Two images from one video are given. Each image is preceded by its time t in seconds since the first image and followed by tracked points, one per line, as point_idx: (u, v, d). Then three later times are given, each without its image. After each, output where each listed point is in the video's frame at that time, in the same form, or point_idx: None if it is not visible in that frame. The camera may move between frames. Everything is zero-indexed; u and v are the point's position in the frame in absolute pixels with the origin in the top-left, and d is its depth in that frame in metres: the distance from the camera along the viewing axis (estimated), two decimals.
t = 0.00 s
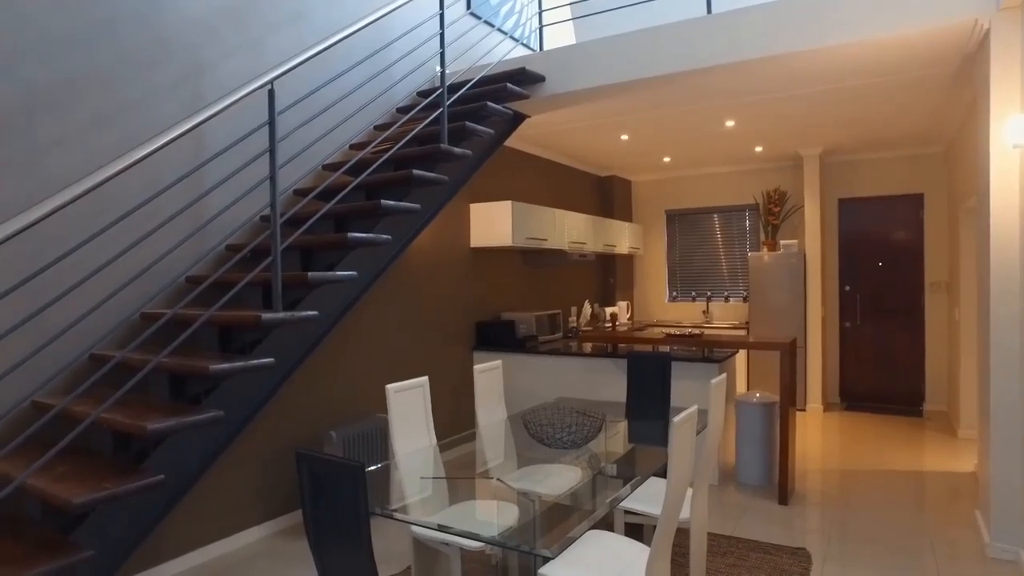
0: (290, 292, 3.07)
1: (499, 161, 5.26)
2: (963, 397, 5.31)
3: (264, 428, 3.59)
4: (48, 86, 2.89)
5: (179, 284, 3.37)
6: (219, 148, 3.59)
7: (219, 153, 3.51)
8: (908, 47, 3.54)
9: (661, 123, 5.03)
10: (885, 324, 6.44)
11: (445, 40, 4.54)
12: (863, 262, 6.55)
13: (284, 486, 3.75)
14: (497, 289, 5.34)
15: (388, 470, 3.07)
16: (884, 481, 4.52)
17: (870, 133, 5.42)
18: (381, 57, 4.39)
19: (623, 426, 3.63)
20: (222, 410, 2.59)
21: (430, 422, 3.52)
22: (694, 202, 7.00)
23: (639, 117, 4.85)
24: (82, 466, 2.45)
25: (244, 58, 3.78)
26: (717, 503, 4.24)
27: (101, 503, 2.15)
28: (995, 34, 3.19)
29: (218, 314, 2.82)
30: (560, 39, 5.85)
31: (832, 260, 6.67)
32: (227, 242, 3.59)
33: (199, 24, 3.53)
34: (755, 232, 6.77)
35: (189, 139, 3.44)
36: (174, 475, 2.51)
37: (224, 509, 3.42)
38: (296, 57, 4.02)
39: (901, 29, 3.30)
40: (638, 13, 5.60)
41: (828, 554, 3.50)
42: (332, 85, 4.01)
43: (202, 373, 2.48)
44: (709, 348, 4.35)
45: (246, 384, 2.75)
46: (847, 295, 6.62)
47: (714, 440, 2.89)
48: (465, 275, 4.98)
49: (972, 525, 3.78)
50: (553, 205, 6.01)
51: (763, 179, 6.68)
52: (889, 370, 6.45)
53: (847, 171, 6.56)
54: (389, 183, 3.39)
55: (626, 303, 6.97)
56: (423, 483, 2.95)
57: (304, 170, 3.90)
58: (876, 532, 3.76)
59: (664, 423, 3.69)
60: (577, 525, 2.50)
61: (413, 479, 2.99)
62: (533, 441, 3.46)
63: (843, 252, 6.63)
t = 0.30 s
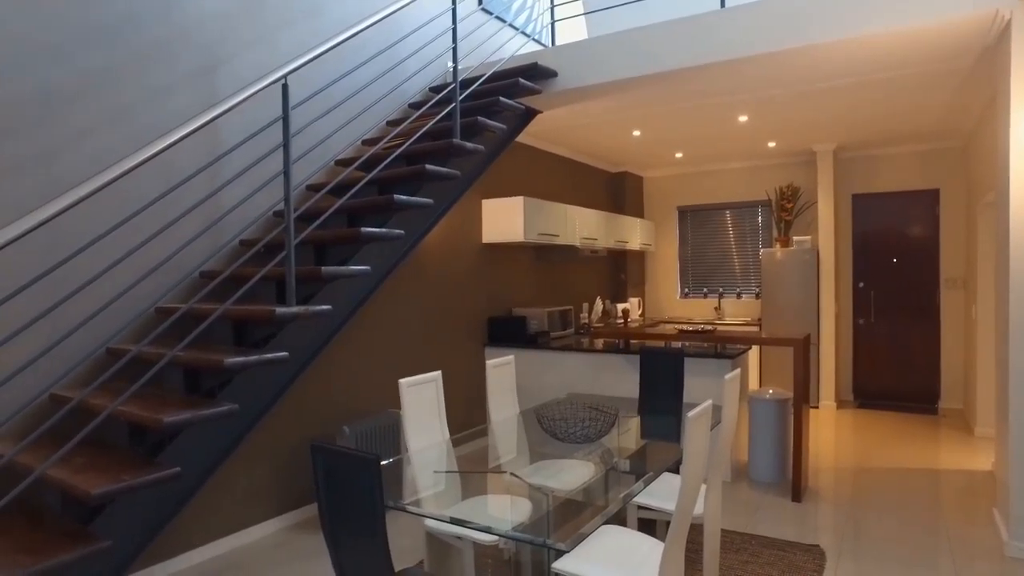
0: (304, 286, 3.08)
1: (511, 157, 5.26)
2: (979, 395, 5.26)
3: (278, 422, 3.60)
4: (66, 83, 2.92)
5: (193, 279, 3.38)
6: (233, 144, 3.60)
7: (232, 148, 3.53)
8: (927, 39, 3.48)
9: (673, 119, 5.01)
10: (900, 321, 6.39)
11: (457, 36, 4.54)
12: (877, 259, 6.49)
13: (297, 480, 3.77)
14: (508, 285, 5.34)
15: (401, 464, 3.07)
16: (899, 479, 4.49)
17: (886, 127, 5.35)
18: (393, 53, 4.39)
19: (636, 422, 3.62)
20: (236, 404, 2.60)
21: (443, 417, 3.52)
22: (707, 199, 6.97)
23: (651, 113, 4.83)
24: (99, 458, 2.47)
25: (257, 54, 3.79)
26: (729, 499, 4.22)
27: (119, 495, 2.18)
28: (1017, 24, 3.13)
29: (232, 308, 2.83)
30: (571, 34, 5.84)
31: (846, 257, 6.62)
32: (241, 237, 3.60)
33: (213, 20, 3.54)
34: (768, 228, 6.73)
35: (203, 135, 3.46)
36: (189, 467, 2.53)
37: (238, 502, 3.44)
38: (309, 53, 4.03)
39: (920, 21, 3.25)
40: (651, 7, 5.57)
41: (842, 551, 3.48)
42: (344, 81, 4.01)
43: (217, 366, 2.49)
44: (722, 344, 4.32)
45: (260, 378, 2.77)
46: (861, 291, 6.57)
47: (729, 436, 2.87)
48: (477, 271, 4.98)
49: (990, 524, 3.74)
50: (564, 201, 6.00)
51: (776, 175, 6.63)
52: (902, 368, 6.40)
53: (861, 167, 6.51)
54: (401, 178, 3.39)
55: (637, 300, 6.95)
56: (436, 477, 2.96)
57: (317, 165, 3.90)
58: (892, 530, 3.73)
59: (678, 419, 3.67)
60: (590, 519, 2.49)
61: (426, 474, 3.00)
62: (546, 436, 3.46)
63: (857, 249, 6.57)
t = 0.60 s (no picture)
0: (318, 281, 3.09)
1: (523, 153, 5.26)
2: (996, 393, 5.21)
3: (292, 417, 3.63)
4: (82, 82, 2.95)
5: (208, 274, 3.41)
6: (247, 140, 3.62)
7: (246, 145, 3.54)
8: (946, 32, 3.44)
9: (686, 114, 4.98)
10: (915, 318, 6.34)
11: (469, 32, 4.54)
12: (892, 255, 6.44)
13: (312, 474, 3.80)
14: (521, 281, 5.34)
15: (415, 459, 3.09)
16: (914, 477, 4.45)
17: (902, 122, 5.30)
18: (405, 49, 4.39)
19: (649, 417, 3.62)
20: (251, 398, 2.62)
21: (457, 411, 3.54)
22: (719, 195, 6.94)
23: (664, 108, 4.81)
24: (118, 451, 2.51)
25: (271, 52, 3.80)
26: (742, 496, 4.21)
27: (138, 487, 2.21)
28: None
29: (248, 303, 2.85)
30: (583, 30, 5.82)
31: (860, 253, 6.57)
32: (255, 233, 3.62)
33: (227, 17, 3.56)
34: (781, 224, 6.69)
35: (217, 132, 3.48)
36: (205, 460, 2.55)
37: (253, 496, 3.47)
38: (322, 49, 4.04)
39: (939, 14, 3.20)
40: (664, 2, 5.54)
41: (857, 548, 3.46)
42: (357, 77, 4.02)
43: (233, 360, 2.52)
44: (736, 340, 4.30)
45: (275, 372, 2.79)
46: (875, 288, 6.52)
47: (743, 431, 2.86)
48: (489, 267, 4.99)
49: (1008, 523, 3.70)
50: (576, 197, 5.99)
51: (789, 171, 6.59)
52: (918, 365, 6.35)
53: (875, 162, 6.45)
54: (414, 173, 3.40)
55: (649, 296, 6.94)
56: (450, 472, 2.98)
57: (330, 162, 3.91)
58: (908, 528, 3.70)
59: (691, 415, 3.66)
60: (604, 514, 2.49)
61: (440, 468, 3.01)
62: (559, 431, 3.46)
63: (871, 245, 6.52)
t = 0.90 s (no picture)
0: (333, 277, 3.11)
1: (537, 150, 5.26)
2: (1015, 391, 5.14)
3: (308, 411, 3.66)
4: (102, 78, 2.98)
5: (225, 269, 3.45)
6: (263, 137, 3.65)
7: (262, 141, 3.57)
8: (966, 24, 3.39)
9: (701, 110, 4.96)
10: (932, 315, 6.28)
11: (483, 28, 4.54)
12: (909, 252, 6.38)
13: (326, 469, 3.83)
14: (534, 278, 5.35)
15: (430, 453, 3.11)
16: (932, 476, 4.41)
17: (920, 116, 5.24)
18: (419, 45, 4.40)
19: (663, 414, 3.61)
20: (268, 392, 2.65)
21: (471, 407, 3.55)
22: (734, 191, 6.90)
23: (678, 104, 4.79)
24: (138, 443, 2.54)
25: (286, 49, 3.82)
26: (757, 493, 4.20)
27: (157, 479, 2.24)
28: None
29: (264, 297, 2.87)
30: (597, 26, 5.81)
31: (876, 250, 6.52)
32: (271, 229, 3.65)
33: (243, 14, 3.58)
34: (796, 220, 6.64)
35: (234, 129, 3.50)
36: (222, 452, 2.58)
37: (270, 490, 3.51)
38: (336, 46, 4.06)
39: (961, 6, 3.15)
40: None
41: (874, 546, 3.43)
42: (371, 74, 4.03)
43: (250, 354, 2.54)
44: (750, 336, 4.28)
45: (291, 366, 2.81)
46: (892, 285, 6.47)
47: (758, 427, 2.85)
48: (503, 263, 4.99)
49: None
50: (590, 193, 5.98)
51: (805, 167, 6.54)
52: (935, 363, 6.29)
53: (892, 158, 6.40)
54: (429, 169, 3.41)
55: (663, 293, 6.92)
56: (465, 466, 2.99)
57: (345, 158, 3.93)
58: (926, 526, 3.67)
59: (705, 411, 3.65)
60: (618, 510, 2.48)
61: (456, 462, 3.03)
62: (573, 426, 3.47)
63: (887, 241, 6.47)
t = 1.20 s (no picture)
0: (350, 272, 3.14)
1: (551, 145, 5.25)
2: None
3: (325, 405, 3.70)
4: (121, 76, 3.02)
5: (243, 265, 3.48)
6: (279, 134, 3.68)
7: (279, 138, 3.60)
8: (986, 17, 3.35)
9: (717, 105, 4.93)
10: (952, 312, 6.21)
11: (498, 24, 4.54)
12: (928, 248, 6.31)
13: (343, 462, 3.86)
14: (549, 274, 5.35)
15: (446, 447, 3.13)
16: (951, 474, 4.37)
17: (939, 110, 5.17)
18: (434, 41, 4.41)
19: (678, 409, 3.60)
20: (286, 386, 2.68)
21: (486, 401, 3.56)
22: (750, 186, 6.86)
23: (694, 99, 4.76)
24: (159, 436, 2.58)
25: (303, 45, 3.85)
26: (772, 489, 4.18)
27: (178, 470, 2.28)
28: None
29: (282, 292, 2.90)
30: (612, 20, 5.78)
31: (895, 246, 6.45)
32: (288, 224, 3.68)
33: (260, 12, 3.61)
34: (813, 216, 6.58)
35: (251, 126, 3.53)
36: (242, 445, 2.62)
37: (287, 482, 3.55)
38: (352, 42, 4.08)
39: None
40: None
41: (891, 544, 3.41)
42: (387, 70, 4.05)
43: (268, 348, 2.57)
44: (766, 332, 4.26)
45: (309, 360, 2.84)
46: (911, 281, 6.40)
47: (774, 423, 2.84)
48: (517, 259, 5.00)
49: None
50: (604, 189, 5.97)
51: (822, 161, 6.48)
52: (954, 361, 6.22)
53: (911, 152, 6.32)
54: (444, 165, 3.42)
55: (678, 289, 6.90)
56: (481, 460, 3.01)
57: (361, 154, 3.96)
58: (944, 524, 3.64)
59: (721, 407, 3.64)
60: (633, 505, 2.49)
61: (471, 456, 3.05)
62: (588, 421, 3.47)
63: (906, 237, 6.40)
